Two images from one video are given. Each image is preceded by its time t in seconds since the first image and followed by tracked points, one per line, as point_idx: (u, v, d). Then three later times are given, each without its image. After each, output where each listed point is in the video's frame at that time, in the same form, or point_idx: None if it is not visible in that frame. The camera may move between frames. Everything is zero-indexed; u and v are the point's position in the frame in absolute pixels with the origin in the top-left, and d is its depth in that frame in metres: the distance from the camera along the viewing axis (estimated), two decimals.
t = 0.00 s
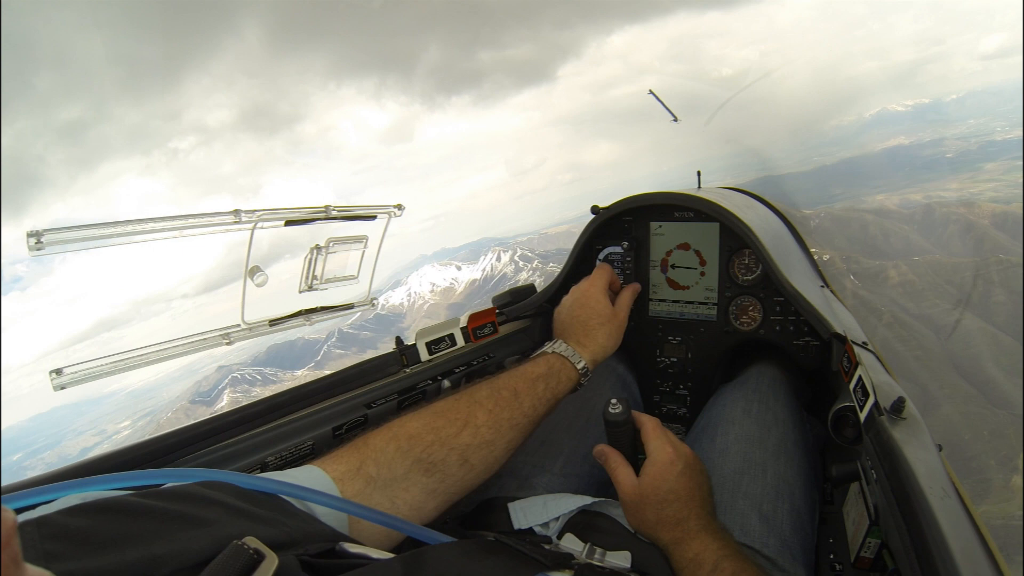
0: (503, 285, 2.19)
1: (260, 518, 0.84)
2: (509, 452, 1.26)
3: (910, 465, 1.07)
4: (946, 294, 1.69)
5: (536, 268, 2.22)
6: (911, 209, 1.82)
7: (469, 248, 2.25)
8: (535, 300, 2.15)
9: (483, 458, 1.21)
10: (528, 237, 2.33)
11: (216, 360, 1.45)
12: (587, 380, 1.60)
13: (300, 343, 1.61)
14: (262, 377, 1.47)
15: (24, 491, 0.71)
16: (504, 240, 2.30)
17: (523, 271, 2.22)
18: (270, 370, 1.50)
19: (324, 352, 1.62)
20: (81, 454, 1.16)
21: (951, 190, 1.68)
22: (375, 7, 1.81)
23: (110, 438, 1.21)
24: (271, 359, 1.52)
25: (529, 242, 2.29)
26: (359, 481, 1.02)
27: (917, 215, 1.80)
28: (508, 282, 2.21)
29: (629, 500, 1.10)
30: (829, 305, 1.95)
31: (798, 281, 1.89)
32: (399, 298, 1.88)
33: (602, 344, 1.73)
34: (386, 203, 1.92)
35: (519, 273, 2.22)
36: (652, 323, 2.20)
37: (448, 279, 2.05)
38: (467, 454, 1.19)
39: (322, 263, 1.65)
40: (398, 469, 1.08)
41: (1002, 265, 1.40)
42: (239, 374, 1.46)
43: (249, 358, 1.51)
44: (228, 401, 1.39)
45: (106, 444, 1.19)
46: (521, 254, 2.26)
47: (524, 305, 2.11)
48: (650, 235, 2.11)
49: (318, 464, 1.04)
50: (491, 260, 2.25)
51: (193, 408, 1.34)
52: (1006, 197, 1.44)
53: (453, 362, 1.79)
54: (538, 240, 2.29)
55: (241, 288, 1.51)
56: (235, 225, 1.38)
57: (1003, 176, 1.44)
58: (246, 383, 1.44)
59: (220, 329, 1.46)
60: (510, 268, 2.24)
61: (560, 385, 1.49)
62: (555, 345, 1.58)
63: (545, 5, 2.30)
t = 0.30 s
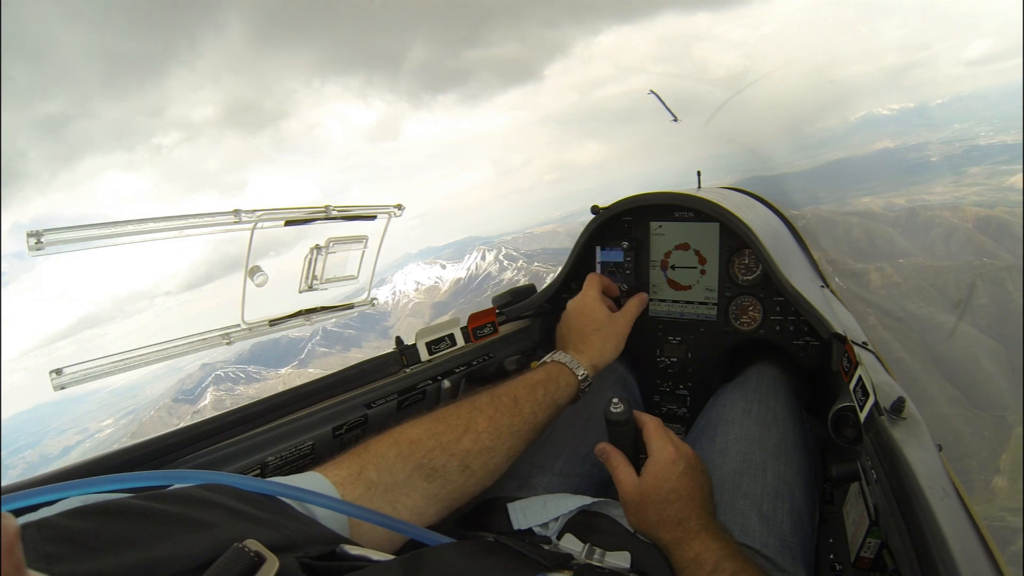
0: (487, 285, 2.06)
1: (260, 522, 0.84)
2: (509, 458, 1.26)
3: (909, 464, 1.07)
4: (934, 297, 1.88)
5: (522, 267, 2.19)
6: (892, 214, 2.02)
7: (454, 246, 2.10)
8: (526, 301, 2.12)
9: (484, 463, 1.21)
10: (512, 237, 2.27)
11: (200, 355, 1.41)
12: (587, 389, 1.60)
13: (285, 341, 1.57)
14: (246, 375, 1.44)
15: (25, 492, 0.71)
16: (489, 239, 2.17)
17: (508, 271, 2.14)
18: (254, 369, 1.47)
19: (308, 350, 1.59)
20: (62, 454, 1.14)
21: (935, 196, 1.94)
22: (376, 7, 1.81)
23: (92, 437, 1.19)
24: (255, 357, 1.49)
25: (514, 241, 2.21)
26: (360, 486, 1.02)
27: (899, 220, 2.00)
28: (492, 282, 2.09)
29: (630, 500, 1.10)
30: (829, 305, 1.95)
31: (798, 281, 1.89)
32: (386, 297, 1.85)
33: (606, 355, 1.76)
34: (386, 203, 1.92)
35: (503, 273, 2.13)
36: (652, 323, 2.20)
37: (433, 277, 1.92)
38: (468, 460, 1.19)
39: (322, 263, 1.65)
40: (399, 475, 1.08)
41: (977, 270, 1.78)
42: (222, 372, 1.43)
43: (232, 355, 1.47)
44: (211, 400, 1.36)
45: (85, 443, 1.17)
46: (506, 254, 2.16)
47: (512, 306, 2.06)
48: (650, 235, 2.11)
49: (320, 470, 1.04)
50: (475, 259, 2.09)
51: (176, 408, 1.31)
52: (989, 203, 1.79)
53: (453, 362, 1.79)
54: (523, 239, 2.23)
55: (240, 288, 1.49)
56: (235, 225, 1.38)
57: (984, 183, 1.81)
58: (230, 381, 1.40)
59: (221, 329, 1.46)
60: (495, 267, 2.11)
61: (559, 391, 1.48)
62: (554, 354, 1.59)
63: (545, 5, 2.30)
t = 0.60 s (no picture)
0: (474, 285, 1.99)
1: (263, 521, 0.84)
2: (512, 455, 1.26)
3: (910, 464, 1.07)
4: (933, 300, 1.92)
5: (508, 267, 2.16)
6: (879, 215, 2.13)
7: (441, 244, 2.01)
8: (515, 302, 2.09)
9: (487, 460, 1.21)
10: (499, 235, 2.22)
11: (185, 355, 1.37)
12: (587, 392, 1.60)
13: (271, 340, 1.55)
14: (231, 374, 1.42)
15: (25, 492, 0.71)
16: (475, 238, 2.10)
17: (494, 271, 2.09)
18: (240, 368, 1.45)
19: (294, 349, 1.57)
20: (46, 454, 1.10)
21: (918, 198, 2.05)
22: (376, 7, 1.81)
23: (76, 437, 1.16)
24: (241, 356, 1.47)
25: (500, 241, 2.16)
26: (362, 485, 1.02)
27: (886, 220, 2.10)
28: (479, 281, 2.03)
29: (632, 499, 1.10)
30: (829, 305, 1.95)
31: (798, 281, 1.89)
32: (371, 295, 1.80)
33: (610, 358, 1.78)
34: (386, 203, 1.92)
35: (490, 272, 2.07)
36: (652, 323, 2.20)
37: (419, 277, 1.87)
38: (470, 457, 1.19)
39: (322, 264, 1.63)
40: (401, 473, 1.08)
41: (957, 268, 1.85)
42: (208, 371, 1.41)
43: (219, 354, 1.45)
44: (197, 400, 1.34)
45: (71, 444, 1.14)
46: (493, 253, 2.11)
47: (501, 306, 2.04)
48: (650, 235, 2.11)
49: (320, 468, 1.04)
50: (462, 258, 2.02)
51: (161, 407, 1.29)
52: (974, 205, 1.87)
53: (453, 362, 1.79)
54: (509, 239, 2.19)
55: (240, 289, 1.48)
56: (235, 225, 1.38)
57: (968, 186, 1.91)
58: (215, 381, 1.39)
59: (220, 329, 1.45)
60: (482, 267, 2.05)
61: (561, 385, 1.49)
62: (556, 348, 1.59)
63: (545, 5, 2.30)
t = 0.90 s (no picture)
0: (465, 288, 1.92)
1: (257, 517, 0.85)
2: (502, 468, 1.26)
3: (910, 464, 1.07)
4: (935, 300, 1.88)
5: (498, 269, 2.07)
6: (869, 215, 2.16)
7: (430, 247, 1.88)
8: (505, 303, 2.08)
9: (472, 470, 1.22)
10: (489, 236, 2.07)
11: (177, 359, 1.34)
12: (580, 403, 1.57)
13: (262, 343, 1.52)
14: (221, 378, 1.40)
15: (27, 492, 0.71)
16: (465, 239, 1.98)
17: (484, 273, 2.00)
18: (230, 372, 1.42)
19: (284, 353, 1.54)
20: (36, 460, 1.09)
21: (907, 198, 2.09)
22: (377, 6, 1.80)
23: (65, 442, 1.14)
24: (232, 359, 1.45)
25: (492, 242, 2.04)
26: (350, 488, 1.02)
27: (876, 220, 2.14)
28: (470, 283, 1.95)
29: (633, 499, 1.10)
30: (829, 305, 1.96)
31: (798, 281, 1.89)
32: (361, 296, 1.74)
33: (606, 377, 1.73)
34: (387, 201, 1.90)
35: (480, 275, 1.99)
36: (652, 323, 2.20)
37: (409, 279, 1.81)
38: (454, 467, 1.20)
39: (322, 264, 1.60)
40: (387, 478, 1.08)
41: (947, 268, 1.85)
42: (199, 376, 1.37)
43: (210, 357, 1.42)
44: (188, 405, 1.32)
45: (62, 449, 1.12)
46: (484, 255, 2.00)
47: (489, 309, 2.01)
48: (650, 235, 2.12)
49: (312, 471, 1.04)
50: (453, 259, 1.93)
51: (149, 412, 1.26)
52: (961, 204, 1.90)
53: (453, 362, 1.79)
54: (500, 240, 2.08)
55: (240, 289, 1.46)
56: (235, 225, 1.37)
57: (957, 186, 1.93)
58: (205, 386, 1.36)
59: (221, 329, 1.43)
60: (473, 269, 1.96)
61: (553, 393, 1.49)
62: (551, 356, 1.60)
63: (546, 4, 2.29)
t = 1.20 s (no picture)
0: (457, 290, 1.81)
1: (245, 523, 0.89)
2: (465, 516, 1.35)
3: (910, 465, 1.07)
4: (936, 300, 1.82)
5: (490, 271, 1.94)
6: (863, 217, 2.20)
7: (423, 248, 1.73)
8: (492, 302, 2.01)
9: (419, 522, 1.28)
10: (480, 238, 1.91)
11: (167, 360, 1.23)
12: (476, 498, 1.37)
13: (254, 344, 1.41)
14: (213, 380, 1.31)
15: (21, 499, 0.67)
16: (457, 239, 1.82)
17: (477, 276, 1.88)
18: (222, 374, 1.33)
19: (276, 354, 1.43)
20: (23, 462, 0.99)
21: (901, 201, 2.10)
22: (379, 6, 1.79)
23: (56, 444, 1.04)
24: (225, 360, 1.35)
25: (484, 244, 1.90)
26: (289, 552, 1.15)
27: (869, 222, 2.17)
28: (462, 286, 1.83)
29: (634, 501, 1.08)
30: (830, 305, 1.96)
31: (798, 281, 1.89)
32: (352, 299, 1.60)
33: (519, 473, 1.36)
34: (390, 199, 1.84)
35: (472, 277, 1.86)
36: (652, 323, 2.20)
37: (401, 281, 1.69)
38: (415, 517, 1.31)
39: (322, 264, 1.49)
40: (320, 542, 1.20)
41: (939, 271, 1.82)
42: (190, 377, 1.28)
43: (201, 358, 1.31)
44: (178, 408, 1.25)
45: (52, 452, 1.03)
46: (476, 257, 1.86)
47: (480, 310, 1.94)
48: (650, 235, 2.13)
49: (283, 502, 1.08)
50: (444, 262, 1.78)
51: (140, 413, 1.18)
52: (954, 208, 1.84)
53: (453, 362, 1.80)
54: (492, 241, 1.93)
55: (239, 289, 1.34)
56: (234, 226, 1.29)
57: (950, 188, 1.88)
58: (196, 387, 1.28)
59: (221, 329, 1.33)
60: (465, 271, 1.83)
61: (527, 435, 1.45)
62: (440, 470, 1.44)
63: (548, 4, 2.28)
